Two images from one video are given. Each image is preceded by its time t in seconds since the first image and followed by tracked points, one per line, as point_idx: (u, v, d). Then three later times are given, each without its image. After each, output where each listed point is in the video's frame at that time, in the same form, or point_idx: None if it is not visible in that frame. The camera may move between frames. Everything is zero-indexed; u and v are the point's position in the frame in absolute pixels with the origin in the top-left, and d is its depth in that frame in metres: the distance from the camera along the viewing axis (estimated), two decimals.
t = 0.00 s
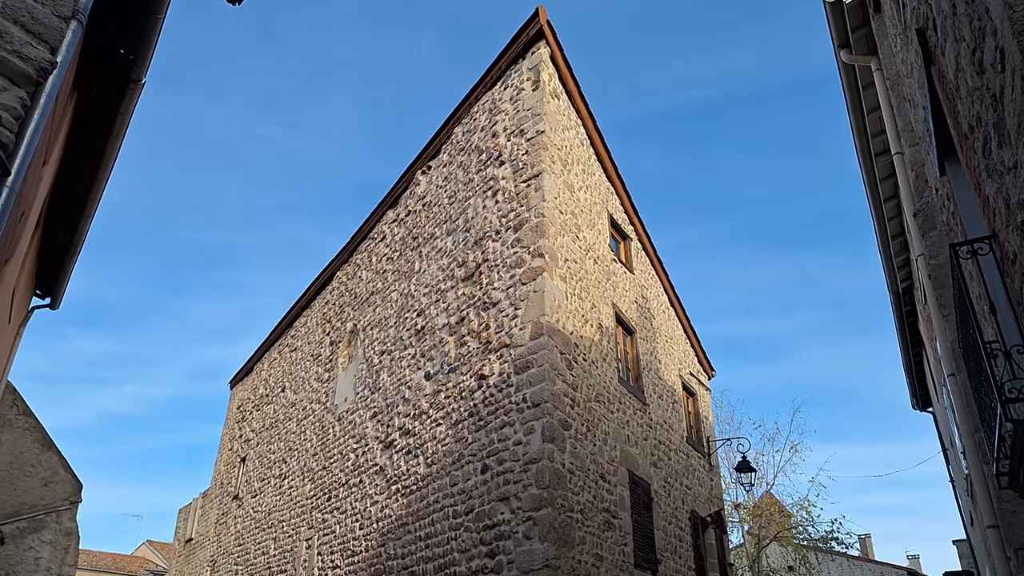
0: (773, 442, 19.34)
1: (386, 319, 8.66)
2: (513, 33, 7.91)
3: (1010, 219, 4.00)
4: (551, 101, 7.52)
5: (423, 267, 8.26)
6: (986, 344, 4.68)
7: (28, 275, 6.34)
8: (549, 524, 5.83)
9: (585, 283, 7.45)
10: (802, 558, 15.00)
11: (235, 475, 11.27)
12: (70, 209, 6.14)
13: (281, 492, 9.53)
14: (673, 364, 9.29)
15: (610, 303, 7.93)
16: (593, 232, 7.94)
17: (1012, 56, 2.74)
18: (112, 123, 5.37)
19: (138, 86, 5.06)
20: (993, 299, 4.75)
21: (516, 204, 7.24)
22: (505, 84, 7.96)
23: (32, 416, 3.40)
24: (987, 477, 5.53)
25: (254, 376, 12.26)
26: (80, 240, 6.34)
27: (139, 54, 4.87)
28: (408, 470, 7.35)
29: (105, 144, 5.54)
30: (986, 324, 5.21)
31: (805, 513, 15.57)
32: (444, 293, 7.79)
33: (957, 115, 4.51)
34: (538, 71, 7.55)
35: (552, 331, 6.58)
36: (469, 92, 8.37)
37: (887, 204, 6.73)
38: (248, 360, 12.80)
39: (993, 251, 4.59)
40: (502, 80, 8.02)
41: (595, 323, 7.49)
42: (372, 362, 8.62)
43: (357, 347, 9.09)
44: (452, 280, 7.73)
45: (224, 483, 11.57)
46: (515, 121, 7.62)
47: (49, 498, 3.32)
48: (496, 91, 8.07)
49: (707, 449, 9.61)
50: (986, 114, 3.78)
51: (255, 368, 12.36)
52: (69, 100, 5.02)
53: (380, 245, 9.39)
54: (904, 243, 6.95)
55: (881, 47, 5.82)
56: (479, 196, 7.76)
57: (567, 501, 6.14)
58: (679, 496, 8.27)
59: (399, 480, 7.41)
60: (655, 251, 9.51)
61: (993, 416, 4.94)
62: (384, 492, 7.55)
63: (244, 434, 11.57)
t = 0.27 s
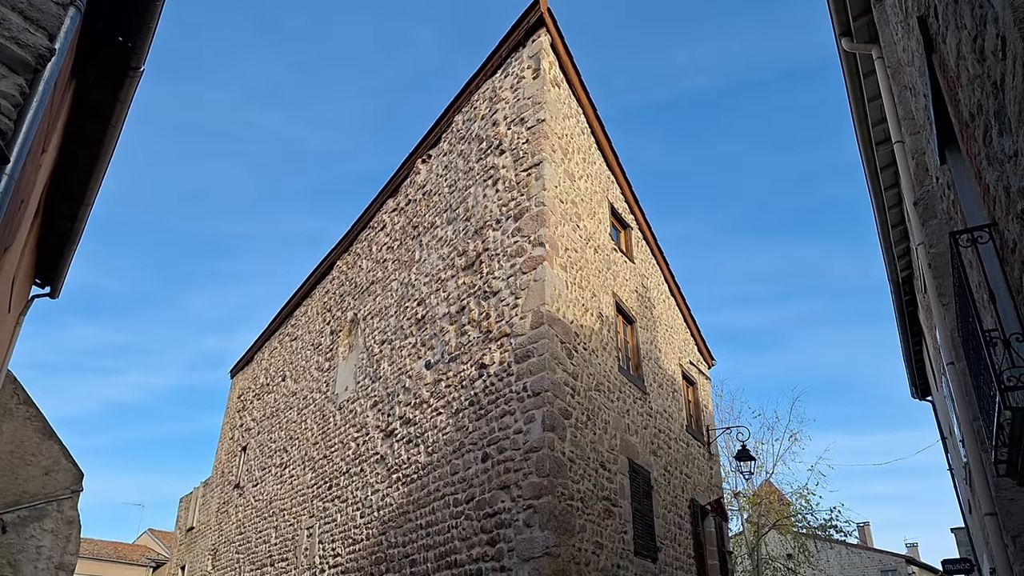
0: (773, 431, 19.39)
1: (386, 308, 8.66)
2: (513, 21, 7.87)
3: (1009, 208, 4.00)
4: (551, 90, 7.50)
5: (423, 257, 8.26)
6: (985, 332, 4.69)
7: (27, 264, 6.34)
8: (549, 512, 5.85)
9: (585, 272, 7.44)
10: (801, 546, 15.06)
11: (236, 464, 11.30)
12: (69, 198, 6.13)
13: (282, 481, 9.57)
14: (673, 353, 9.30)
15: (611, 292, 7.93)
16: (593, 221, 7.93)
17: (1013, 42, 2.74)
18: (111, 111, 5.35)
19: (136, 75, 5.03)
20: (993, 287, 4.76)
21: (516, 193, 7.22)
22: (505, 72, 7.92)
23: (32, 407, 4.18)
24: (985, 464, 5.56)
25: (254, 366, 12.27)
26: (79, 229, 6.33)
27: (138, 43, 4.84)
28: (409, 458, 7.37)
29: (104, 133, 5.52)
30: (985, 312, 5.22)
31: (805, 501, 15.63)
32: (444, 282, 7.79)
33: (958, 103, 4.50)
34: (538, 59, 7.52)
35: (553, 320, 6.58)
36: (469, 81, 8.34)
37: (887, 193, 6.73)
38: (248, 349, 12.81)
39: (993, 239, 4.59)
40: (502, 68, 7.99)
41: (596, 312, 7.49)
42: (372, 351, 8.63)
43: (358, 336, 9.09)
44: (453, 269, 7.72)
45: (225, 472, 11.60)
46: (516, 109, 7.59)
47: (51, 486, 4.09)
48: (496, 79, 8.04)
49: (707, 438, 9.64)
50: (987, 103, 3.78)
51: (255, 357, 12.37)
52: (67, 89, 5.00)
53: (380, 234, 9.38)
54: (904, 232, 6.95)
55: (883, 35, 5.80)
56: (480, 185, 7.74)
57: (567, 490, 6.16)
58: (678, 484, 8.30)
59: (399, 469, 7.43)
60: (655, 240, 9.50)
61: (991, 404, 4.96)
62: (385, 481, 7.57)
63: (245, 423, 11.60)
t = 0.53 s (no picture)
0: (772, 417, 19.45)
1: (386, 296, 8.66)
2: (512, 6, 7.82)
3: (1010, 193, 3.99)
4: (551, 76, 7.46)
5: (423, 244, 8.25)
6: (984, 318, 4.70)
7: (27, 251, 6.33)
8: (550, 497, 5.88)
9: (585, 259, 7.44)
10: (800, 531, 15.15)
11: (237, 451, 11.34)
12: (68, 185, 6.12)
13: (283, 468, 9.61)
14: (673, 340, 9.31)
15: (611, 279, 7.93)
16: (593, 208, 7.92)
17: (1017, 25, 2.72)
18: (109, 98, 5.33)
19: (134, 61, 5.01)
20: (992, 272, 4.77)
21: (516, 180, 7.21)
22: (505, 58, 7.89)
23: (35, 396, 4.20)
24: (983, 449, 5.59)
25: (255, 353, 12.29)
26: (78, 217, 6.32)
27: (136, 29, 4.81)
28: (409, 445, 7.40)
29: (102, 120, 5.50)
30: (985, 298, 5.22)
31: (803, 487, 15.70)
32: (444, 270, 7.78)
33: (960, 88, 4.48)
34: (538, 45, 7.48)
35: (553, 307, 6.58)
36: (469, 67, 8.30)
37: (888, 179, 6.71)
38: (249, 337, 12.83)
39: (994, 225, 4.58)
40: (502, 54, 7.95)
41: (596, 299, 7.49)
42: (373, 339, 8.64)
43: (358, 324, 9.10)
44: (453, 256, 7.72)
45: (227, 459, 11.64)
46: (515, 95, 7.56)
47: (53, 473, 4.12)
48: (496, 65, 8.00)
49: (707, 424, 9.67)
50: (989, 87, 3.76)
51: (256, 345, 12.39)
52: (64, 75, 4.97)
53: (380, 222, 9.37)
54: (904, 219, 6.94)
55: (885, 20, 5.77)
56: (479, 172, 7.72)
57: (567, 476, 6.19)
58: (678, 470, 8.34)
59: (400, 455, 7.46)
60: (655, 227, 9.49)
61: (990, 390, 4.96)
62: (386, 468, 7.60)
63: (246, 411, 11.62)
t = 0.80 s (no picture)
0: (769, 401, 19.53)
1: (385, 280, 8.65)
2: None
3: (1010, 175, 3.98)
4: (550, 58, 7.41)
5: (422, 228, 8.23)
6: (983, 300, 4.70)
7: (24, 235, 6.32)
8: (549, 480, 5.91)
9: (585, 243, 7.43)
10: (797, 513, 15.25)
11: (237, 435, 11.38)
12: (65, 168, 6.09)
13: (283, 451, 9.64)
14: (672, 324, 9.32)
15: (610, 263, 7.92)
16: (592, 192, 7.90)
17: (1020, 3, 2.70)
18: (105, 80, 5.29)
19: (129, 43, 4.96)
20: (992, 255, 4.76)
21: (515, 163, 7.18)
22: (503, 40, 7.83)
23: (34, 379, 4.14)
24: (980, 432, 5.61)
25: (254, 338, 12.30)
26: (76, 200, 6.30)
27: (131, 10, 4.76)
28: (409, 428, 7.42)
29: (98, 102, 5.46)
30: (984, 281, 5.22)
31: (800, 470, 15.80)
32: (443, 254, 7.77)
33: (961, 69, 4.45)
34: (537, 27, 7.43)
35: (552, 291, 6.58)
36: (467, 49, 8.24)
37: (888, 162, 6.69)
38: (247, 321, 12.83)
39: (994, 207, 4.57)
40: (500, 36, 7.89)
41: (595, 283, 7.48)
42: (372, 323, 8.64)
43: (357, 308, 9.09)
44: (451, 241, 7.70)
45: (227, 443, 11.68)
46: (514, 78, 7.51)
47: (54, 457, 4.06)
48: (494, 47, 7.95)
49: (705, 408, 9.71)
50: (990, 68, 3.74)
51: (255, 329, 12.39)
52: (59, 56, 4.93)
53: (378, 206, 9.34)
54: (904, 202, 6.92)
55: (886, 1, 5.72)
56: (478, 155, 7.69)
57: (566, 459, 6.22)
58: (677, 453, 8.38)
59: (400, 439, 7.49)
60: (654, 211, 9.47)
61: (988, 372, 4.98)
62: (386, 451, 7.63)
63: (245, 395, 11.65)
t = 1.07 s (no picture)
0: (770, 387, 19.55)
1: (386, 266, 8.65)
2: None
3: (1014, 159, 3.96)
4: (551, 42, 7.37)
5: (423, 214, 8.22)
6: (986, 285, 4.69)
7: (26, 220, 6.33)
8: (549, 465, 5.94)
9: (586, 229, 7.42)
10: (797, 499, 15.30)
11: (240, 420, 11.44)
12: (65, 153, 6.08)
13: (285, 436, 9.69)
14: (673, 310, 9.31)
15: (611, 250, 7.91)
16: (593, 177, 7.87)
17: None
18: (105, 64, 5.27)
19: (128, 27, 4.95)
20: (995, 240, 4.74)
21: (516, 148, 7.15)
22: (504, 24, 7.78)
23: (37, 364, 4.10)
24: (981, 418, 5.62)
25: (255, 323, 12.33)
26: (77, 185, 6.30)
27: None
28: (410, 414, 7.45)
29: (97, 86, 5.45)
30: (986, 266, 5.20)
31: (801, 456, 15.83)
32: (443, 240, 7.77)
33: (966, 53, 4.42)
34: (538, 10, 7.38)
35: (553, 278, 6.58)
36: (468, 33, 8.19)
37: (891, 147, 6.65)
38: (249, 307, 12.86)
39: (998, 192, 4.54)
40: (501, 20, 7.84)
41: (596, 270, 7.48)
42: (373, 309, 8.65)
43: (358, 294, 9.10)
44: (452, 226, 7.69)
45: (229, 428, 11.74)
46: (515, 62, 7.47)
47: (57, 442, 4.05)
48: (495, 31, 7.90)
49: (705, 394, 9.73)
50: (996, 51, 3.71)
51: (256, 315, 12.42)
52: (58, 41, 4.92)
53: (379, 191, 9.33)
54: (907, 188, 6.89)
55: None
56: (479, 140, 7.66)
57: (566, 444, 6.24)
58: (677, 439, 8.41)
59: (401, 424, 7.52)
60: (656, 196, 9.44)
61: (989, 357, 4.97)
62: (387, 436, 7.67)
63: (247, 380, 11.70)
